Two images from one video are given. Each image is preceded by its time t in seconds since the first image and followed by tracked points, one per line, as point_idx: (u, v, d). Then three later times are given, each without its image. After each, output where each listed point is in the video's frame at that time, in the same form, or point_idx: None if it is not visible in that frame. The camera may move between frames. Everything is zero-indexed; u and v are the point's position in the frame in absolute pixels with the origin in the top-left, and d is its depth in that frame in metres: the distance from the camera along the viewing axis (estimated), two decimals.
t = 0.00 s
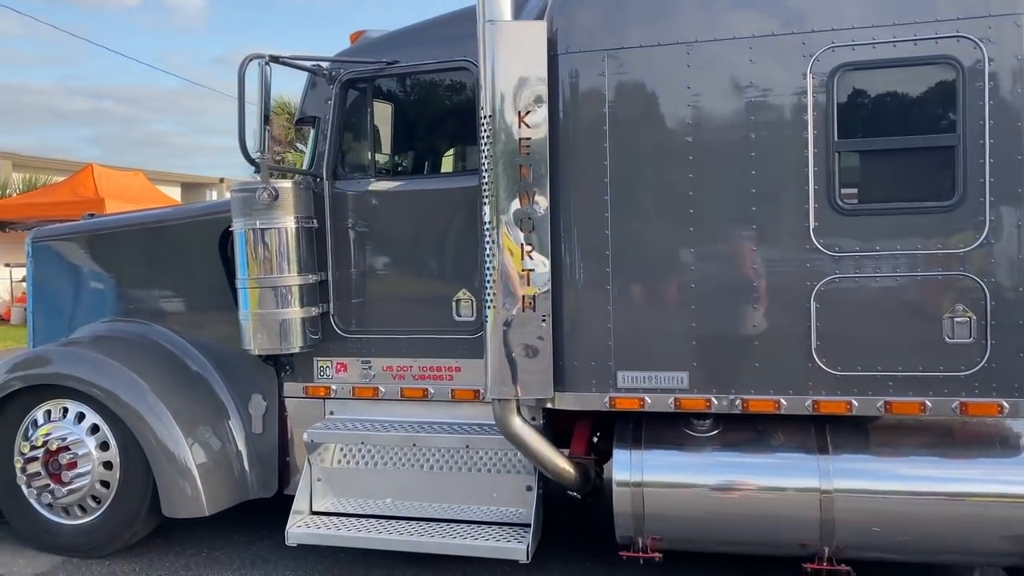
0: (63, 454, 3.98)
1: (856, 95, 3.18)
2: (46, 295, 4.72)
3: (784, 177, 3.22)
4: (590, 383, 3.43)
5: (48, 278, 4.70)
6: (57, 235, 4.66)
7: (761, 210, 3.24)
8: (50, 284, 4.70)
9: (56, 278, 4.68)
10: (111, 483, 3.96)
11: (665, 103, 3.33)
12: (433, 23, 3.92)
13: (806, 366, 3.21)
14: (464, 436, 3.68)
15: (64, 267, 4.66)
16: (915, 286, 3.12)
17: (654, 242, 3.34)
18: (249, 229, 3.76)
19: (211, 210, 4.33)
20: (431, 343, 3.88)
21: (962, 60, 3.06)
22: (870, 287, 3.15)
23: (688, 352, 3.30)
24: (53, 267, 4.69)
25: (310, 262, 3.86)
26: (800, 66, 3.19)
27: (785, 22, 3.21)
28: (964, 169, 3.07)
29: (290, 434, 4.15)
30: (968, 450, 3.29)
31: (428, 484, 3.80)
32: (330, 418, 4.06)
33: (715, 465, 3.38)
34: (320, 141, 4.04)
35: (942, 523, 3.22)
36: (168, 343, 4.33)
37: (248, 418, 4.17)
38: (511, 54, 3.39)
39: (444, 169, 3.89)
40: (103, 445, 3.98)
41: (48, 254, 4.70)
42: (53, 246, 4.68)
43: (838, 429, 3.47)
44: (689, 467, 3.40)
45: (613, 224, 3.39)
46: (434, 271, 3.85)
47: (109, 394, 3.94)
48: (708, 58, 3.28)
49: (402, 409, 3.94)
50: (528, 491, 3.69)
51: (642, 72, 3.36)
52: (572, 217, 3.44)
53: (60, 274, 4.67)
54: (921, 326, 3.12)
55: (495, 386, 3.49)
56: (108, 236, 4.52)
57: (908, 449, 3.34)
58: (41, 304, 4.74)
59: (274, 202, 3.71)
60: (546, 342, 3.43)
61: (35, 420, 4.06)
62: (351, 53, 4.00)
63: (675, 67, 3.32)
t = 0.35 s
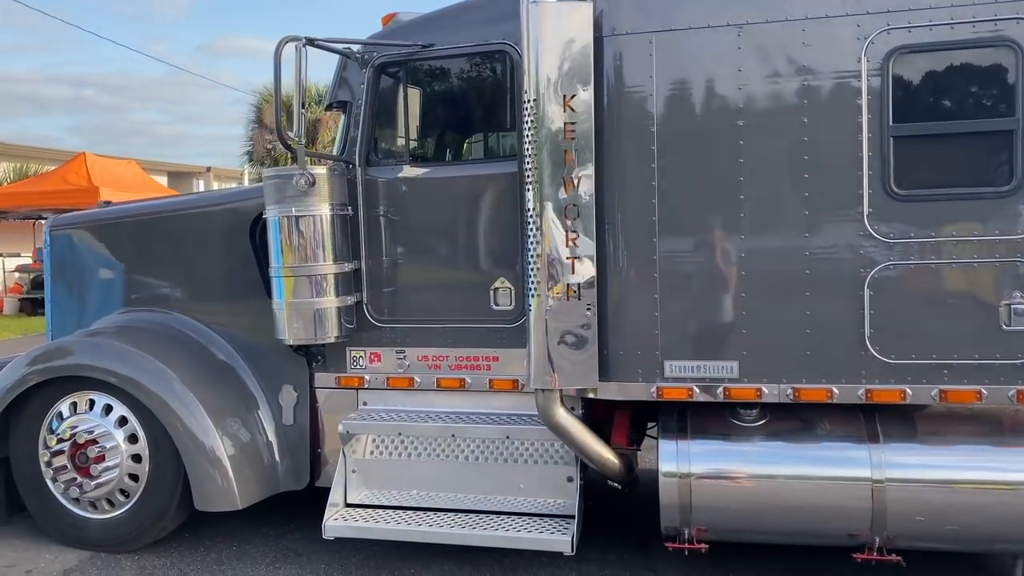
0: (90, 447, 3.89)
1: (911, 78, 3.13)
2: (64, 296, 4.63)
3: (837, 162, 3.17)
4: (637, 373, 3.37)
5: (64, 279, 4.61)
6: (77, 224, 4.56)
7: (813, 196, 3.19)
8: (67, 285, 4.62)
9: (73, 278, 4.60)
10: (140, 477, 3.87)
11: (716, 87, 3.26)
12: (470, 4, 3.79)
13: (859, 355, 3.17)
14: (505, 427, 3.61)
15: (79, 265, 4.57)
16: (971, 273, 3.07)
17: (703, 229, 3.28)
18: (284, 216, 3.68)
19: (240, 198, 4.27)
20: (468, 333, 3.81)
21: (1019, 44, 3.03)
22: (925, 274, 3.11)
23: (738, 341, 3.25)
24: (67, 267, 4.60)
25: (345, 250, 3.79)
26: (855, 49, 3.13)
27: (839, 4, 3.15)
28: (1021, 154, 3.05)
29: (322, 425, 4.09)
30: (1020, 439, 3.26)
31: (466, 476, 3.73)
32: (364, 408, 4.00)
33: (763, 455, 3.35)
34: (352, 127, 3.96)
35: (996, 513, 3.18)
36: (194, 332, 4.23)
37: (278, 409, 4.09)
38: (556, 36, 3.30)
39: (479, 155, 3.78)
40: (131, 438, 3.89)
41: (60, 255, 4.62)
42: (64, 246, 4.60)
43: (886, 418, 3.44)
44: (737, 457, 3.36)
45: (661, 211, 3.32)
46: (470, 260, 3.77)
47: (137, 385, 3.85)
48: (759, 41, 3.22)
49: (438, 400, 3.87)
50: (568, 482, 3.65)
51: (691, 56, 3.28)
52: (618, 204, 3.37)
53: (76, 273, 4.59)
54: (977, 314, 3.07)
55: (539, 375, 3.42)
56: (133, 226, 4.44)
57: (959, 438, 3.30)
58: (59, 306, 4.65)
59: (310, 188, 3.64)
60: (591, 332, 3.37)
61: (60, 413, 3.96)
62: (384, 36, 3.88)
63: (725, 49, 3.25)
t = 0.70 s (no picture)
0: (135, 445, 3.84)
1: (977, 70, 3.11)
2: (99, 297, 4.57)
3: (903, 155, 3.14)
4: (696, 368, 3.34)
5: (97, 289, 4.56)
6: (112, 218, 4.47)
7: (878, 189, 3.16)
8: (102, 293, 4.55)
9: (107, 285, 4.54)
10: (186, 474, 3.83)
11: (778, 78, 3.23)
12: None
13: (923, 349, 3.15)
14: (559, 423, 3.58)
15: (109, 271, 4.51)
16: None
17: (765, 223, 3.26)
18: (335, 210, 3.65)
19: (279, 189, 4.17)
20: (518, 328, 3.77)
21: None
22: (991, 267, 3.09)
23: (801, 336, 3.23)
24: (99, 276, 4.55)
25: (395, 245, 3.75)
26: (921, 40, 3.11)
27: None
28: None
29: (368, 421, 4.05)
30: None
31: (518, 471, 3.70)
32: (411, 404, 3.97)
33: (824, 450, 3.33)
34: (398, 120, 3.91)
35: None
36: (235, 326, 4.18)
37: (323, 404, 4.06)
38: (615, 28, 3.26)
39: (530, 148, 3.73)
40: (177, 435, 3.84)
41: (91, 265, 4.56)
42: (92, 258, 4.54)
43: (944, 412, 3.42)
44: (797, 452, 3.34)
45: (722, 205, 3.29)
46: (521, 255, 3.73)
47: (183, 381, 3.80)
48: (823, 32, 3.19)
49: (487, 394, 3.84)
50: (623, 477, 3.62)
51: (752, 47, 3.25)
52: (678, 198, 3.34)
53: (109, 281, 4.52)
54: None
55: (598, 370, 3.37)
56: (170, 220, 4.35)
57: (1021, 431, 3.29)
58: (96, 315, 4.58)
59: (363, 182, 3.61)
60: (650, 326, 3.33)
61: (104, 410, 3.92)
62: (433, 28, 3.84)
63: (788, 41, 3.22)
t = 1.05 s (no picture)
0: (188, 440, 3.79)
1: None
2: (143, 290, 4.51)
3: (984, 144, 3.07)
4: (768, 362, 3.28)
5: (141, 282, 4.50)
6: (160, 208, 4.43)
7: (959, 179, 3.09)
8: (147, 287, 4.50)
9: (151, 278, 4.48)
10: (240, 468, 3.78)
11: (855, 66, 3.16)
12: None
13: (1004, 342, 3.08)
14: (622, 418, 3.52)
15: (150, 266, 4.48)
16: None
17: (840, 213, 3.19)
18: (396, 201, 3.59)
19: (330, 180, 4.11)
20: (578, 321, 3.70)
21: None
22: None
23: (877, 328, 3.17)
24: (142, 271, 4.51)
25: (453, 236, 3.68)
26: (1004, 27, 3.04)
27: None
28: None
29: (420, 416, 3.99)
30: None
31: (579, 466, 3.64)
32: (465, 398, 3.90)
33: (898, 445, 3.26)
34: (454, 110, 3.85)
35: None
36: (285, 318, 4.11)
37: (377, 397, 4.00)
38: (687, 14, 3.20)
39: (591, 140, 3.67)
40: (231, 430, 3.79)
41: (135, 261, 4.52)
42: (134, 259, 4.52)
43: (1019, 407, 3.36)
44: (870, 447, 3.27)
45: (795, 195, 3.23)
46: (581, 247, 3.66)
47: (237, 376, 3.74)
48: (902, 19, 3.12)
49: (545, 388, 3.77)
50: (686, 474, 3.56)
51: (828, 34, 3.18)
52: (749, 188, 3.27)
53: (151, 276, 4.49)
54: None
55: (665, 365, 3.31)
56: (220, 212, 4.31)
57: None
58: (145, 311, 4.50)
59: (425, 172, 3.55)
60: (720, 320, 3.25)
61: (155, 405, 3.86)
62: (491, 16, 3.76)
63: (866, 28, 3.15)
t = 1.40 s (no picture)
0: (251, 440, 3.66)
1: None
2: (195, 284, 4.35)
3: None
4: (868, 364, 3.13)
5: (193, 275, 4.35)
6: (216, 203, 4.29)
7: None
8: (198, 280, 4.34)
9: (203, 272, 4.33)
10: (305, 470, 3.65)
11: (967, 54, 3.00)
12: None
13: None
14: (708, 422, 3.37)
15: (200, 262, 4.34)
16: None
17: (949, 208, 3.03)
18: (471, 193, 3.44)
19: (396, 174, 3.98)
20: (658, 318, 3.53)
21: None
22: None
23: (986, 329, 3.02)
24: (193, 265, 4.35)
25: (528, 230, 3.52)
26: None
27: None
28: None
29: (488, 416, 3.84)
30: None
31: (660, 472, 3.49)
32: (536, 399, 3.74)
33: (1006, 451, 3.09)
34: (528, 99, 3.70)
35: None
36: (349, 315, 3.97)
37: (443, 397, 3.86)
38: None
39: (674, 130, 3.51)
40: (297, 430, 3.66)
41: (187, 254, 4.36)
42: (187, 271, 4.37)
43: None
44: (976, 454, 3.11)
45: (900, 188, 3.07)
46: (663, 243, 3.51)
47: (304, 373, 3.61)
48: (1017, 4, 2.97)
49: (622, 389, 3.60)
50: (774, 480, 3.41)
51: (937, 19, 3.02)
52: (850, 181, 3.10)
53: (202, 272, 4.34)
54: None
55: (758, 368, 3.17)
56: (280, 206, 4.18)
57: None
58: (196, 306, 4.36)
59: (503, 162, 3.39)
60: (818, 320, 3.11)
61: (216, 404, 3.73)
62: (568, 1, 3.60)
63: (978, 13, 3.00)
